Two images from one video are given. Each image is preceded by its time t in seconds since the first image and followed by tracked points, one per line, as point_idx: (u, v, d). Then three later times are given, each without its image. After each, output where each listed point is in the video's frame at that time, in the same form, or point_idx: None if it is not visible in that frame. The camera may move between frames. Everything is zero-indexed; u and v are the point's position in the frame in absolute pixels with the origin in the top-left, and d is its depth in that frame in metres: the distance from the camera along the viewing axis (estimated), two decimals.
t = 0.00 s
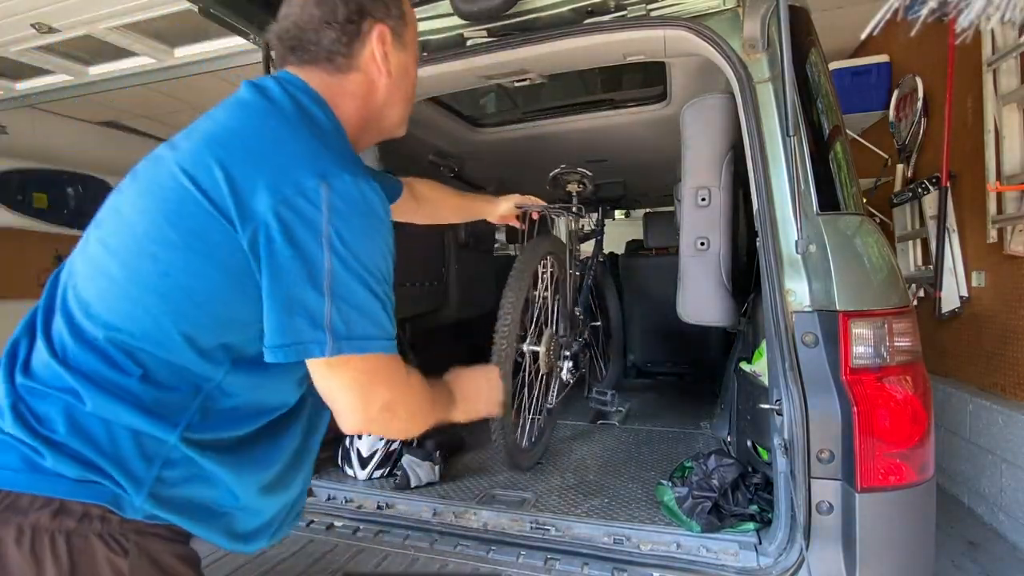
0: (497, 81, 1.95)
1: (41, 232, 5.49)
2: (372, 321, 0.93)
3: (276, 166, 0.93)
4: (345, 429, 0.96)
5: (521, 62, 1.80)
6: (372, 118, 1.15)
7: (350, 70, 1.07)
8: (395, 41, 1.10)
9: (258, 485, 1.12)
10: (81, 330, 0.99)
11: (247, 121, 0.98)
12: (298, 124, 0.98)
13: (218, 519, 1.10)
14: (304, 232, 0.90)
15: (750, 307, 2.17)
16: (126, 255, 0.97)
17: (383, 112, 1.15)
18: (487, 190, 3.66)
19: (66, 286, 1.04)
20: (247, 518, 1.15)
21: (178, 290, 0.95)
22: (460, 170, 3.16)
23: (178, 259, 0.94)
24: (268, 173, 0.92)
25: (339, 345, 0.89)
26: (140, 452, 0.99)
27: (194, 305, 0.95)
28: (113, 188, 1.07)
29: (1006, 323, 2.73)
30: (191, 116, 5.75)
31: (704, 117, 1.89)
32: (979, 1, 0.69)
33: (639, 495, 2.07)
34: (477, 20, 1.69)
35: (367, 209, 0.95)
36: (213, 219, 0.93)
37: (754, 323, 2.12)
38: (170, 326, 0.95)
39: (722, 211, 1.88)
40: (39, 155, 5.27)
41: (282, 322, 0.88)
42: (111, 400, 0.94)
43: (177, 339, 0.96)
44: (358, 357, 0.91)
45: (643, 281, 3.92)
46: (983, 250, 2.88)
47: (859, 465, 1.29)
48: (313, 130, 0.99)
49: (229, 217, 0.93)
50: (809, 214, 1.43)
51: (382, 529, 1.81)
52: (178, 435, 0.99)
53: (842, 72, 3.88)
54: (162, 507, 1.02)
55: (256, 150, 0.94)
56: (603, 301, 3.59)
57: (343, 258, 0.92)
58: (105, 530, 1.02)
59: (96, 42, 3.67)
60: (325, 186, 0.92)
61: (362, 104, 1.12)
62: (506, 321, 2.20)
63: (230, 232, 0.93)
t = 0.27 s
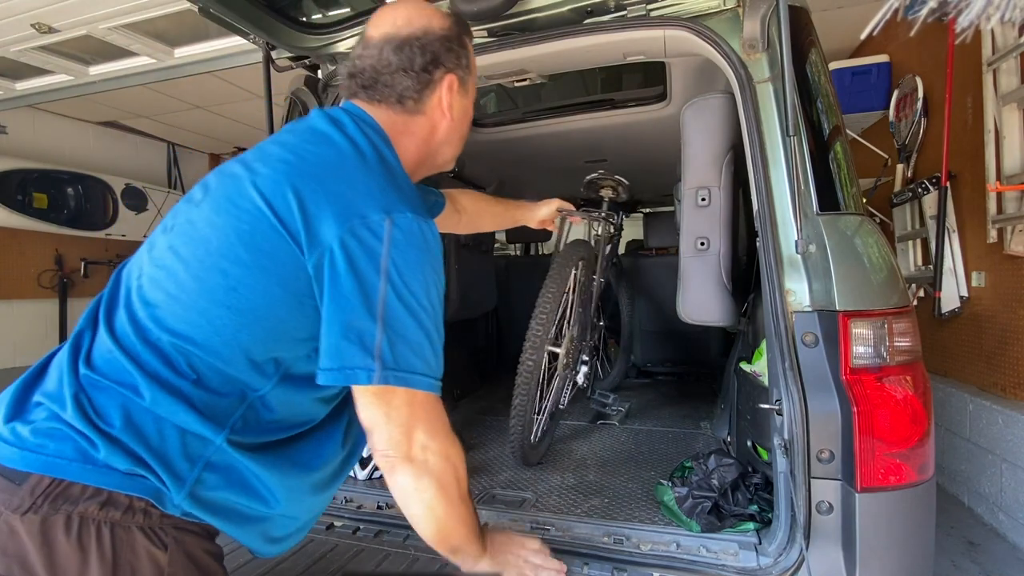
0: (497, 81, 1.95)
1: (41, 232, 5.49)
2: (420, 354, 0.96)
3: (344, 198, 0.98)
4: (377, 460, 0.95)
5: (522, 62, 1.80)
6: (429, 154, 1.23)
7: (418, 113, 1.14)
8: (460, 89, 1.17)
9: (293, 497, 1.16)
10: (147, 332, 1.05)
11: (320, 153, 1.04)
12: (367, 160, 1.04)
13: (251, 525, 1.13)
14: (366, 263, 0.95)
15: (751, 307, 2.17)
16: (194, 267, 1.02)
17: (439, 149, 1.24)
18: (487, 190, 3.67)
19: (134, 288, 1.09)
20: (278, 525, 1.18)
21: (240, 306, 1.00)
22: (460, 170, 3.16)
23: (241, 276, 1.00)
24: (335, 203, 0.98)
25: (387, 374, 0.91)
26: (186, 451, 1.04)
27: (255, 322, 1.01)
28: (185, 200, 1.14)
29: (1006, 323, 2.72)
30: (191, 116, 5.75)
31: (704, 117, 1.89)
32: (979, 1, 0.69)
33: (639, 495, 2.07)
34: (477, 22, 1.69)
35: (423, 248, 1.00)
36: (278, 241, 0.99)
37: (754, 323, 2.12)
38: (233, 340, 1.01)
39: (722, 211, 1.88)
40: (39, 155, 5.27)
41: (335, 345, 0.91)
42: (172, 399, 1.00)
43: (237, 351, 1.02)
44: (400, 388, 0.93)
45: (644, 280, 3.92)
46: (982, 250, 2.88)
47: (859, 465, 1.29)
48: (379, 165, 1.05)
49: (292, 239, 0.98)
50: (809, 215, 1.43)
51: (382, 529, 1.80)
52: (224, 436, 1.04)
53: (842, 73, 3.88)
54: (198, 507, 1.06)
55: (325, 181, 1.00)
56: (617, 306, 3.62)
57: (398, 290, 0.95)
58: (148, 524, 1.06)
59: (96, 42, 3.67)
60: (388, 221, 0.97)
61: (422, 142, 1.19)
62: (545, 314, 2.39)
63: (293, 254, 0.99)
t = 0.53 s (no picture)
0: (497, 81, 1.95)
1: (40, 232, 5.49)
2: (441, 379, 0.95)
3: (377, 217, 0.98)
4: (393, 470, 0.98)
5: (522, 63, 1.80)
6: (468, 177, 1.25)
7: (458, 137, 1.16)
8: (503, 116, 1.19)
9: (302, 511, 1.16)
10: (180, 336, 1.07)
11: (359, 169, 1.05)
12: (403, 179, 1.04)
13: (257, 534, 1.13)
14: (394, 283, 0.94)
15: (751, 307, 2.17)
16: (229, 276, 1.04)
17: (478, 173, 1.26)
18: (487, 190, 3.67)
19: (174, 291, 1.12)
20: (284, 534, 1.18)
21: (267, 317, 1.01)
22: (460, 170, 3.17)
23: (270, 286, 1.01)
24: (368, 221, 0.98)
25: (410, 395, 0.91)
26: (198, 457, 1.04)
27: (281, 335, 1.01)
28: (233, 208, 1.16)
29: (1006, 323, 2.72)
30: (191, 116, 5.75)
31: (704, 117, 1.89)
32: (979, 0, 0.69)
33: (639, 495, 2.07)
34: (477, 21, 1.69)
35: (453, 273, 0.99)
36: (309, 254, 0.99)
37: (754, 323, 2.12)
38: (258, 351, 1.02)
39: (722, 211, 1.88)
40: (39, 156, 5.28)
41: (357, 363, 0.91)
42: (193, 403, 1.01)
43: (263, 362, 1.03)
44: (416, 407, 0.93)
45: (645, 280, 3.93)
46: (982, 250, 2.88)
47: (859, 465, 1.29)
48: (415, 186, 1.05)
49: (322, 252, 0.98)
50: (809, 215, 1.43)
51: (383, 529, 1.80)
52: (236, 445, 1.03)
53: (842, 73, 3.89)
54: (203, 514, 1.05)
55: (360, 198, 1.00)
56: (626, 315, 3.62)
57: (424, 313, 0.95)
58: (154, 526, 1.07)
59: (96, 42, 3.67)
60: (419, 243, 0.96)
61: (462, 166, 1.21)
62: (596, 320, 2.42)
63: (322, 268, 0.99)
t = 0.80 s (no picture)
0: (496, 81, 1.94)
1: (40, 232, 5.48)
2: (449, 390, 0.95)
3: (390, 226, 0.97)
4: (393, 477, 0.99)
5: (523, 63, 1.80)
6: (486, 189, 1.25)
7: (477, 144, 1.16)
8: (525, 126, 1.20)
9: (309, 522, 1.15)
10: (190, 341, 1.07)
11: (373, 176, 1.05)
12: (417, 186, 1.03)
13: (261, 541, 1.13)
14: (407, 293, 0.94)
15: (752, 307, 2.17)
16: (239, 283, 1.04)
17: (496, 185, 1.25)
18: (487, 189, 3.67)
19: (186, 295, 1.13)
20: (289, 542, 1.18)
21: (276, 326, 1.01)
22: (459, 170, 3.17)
23: (278, 295, 1.01)
24: (379, 229, 0.97)
25: (422, 408, 0.91)
26: (201, 464, 1.04)
27: (290, 344, 1.01)
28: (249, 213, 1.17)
29: (1005, 323, 2.72)
30: (191, 116, 5.75)
31: (706, 117, 1.89)
32: (979, 1, 0.69)
33: (639, 495, 2.07)
34: (477, 21, 1.69)
35: (467, 281, 0.98)
36: (319, 263, 0.99)
37: (755, 323, 2.12)
38: (267, 360, 1.02)
39: (724, 210, 1.88)
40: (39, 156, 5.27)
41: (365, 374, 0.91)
42: (197, 412, 1.02)
43: (271, 369, 1.03)
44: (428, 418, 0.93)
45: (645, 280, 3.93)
46: (982, 250, 2.88)
47: (859, 466, 1.29)
48: (429, 192, 1.04)
49: (332, 261, 0.98)
50: (810, 216, 1.43)
51: (383, 529, 1.80)
52: (238, 455, 1.03)
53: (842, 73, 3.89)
54: (202, 520, 1.06)
55: (372, 206, 1.00)
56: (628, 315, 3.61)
57: (433, 324, 0.94)
58: (150, 529, 1.08)
59: (96, 42, 3.67)
60: (432, 253, 0.95)
61: (479, 175, 1.21)
62: (602, 327, 2.45)
63: (332, 277, 0.99)
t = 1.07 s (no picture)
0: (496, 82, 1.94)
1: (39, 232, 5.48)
2: (452, 387, 0.96)
3: (392, 223, 0.97)
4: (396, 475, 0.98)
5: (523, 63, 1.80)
6: (483, 190, 1.25)
7: (478, 144, 1.16)
8: (525, 130, 1.20)
9: (313, 524, 1.15)
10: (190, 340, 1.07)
11: (374, 174, 1.05)
12: (418, 183, 1.03)
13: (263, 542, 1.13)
14: (409, 291, 0.94)
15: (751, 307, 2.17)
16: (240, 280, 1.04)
17: (493, 186, 1.25)
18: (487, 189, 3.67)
19: (185, 294, 1.12)
20: (291, 544, 1.17)
21: (278, 323, 1.01)
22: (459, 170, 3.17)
23: (280, 292, 1.01)
24: (381, 226, 0.97)
25: (423, 403, 0.91)
26: (204, 463, 1.04)
27: (293, 341, 1.02)
28: (248, 210, 1.17)
29: (1006, 323, 2.72)
30: (190, 116, 5.75)
31: (706, 117, 1.89)
32: (979, 1, 0.69)
33: (639, 495, 2.07)
34: (477, 21, 1.69)
35: (469, 279, 0.98)
36: (321, 260, 0.99)
37: (754, 324, 2.11)
38: (269, 358, 1.02)
39: (724, 211, 1.88)
40: (39, 156, 5.28)
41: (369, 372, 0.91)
42: (200, 412, 1.01)
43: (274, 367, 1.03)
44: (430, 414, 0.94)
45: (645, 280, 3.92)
46: (982, 250, 2.88)
47: (859, 466, 1.29)
48: (430, 190, 1.04)
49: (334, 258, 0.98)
50: (810, 216, 1.43)
51: (383, 529, 1.80)
52: (241, 454, 1.03)
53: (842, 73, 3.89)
54: (208, 521, 1.05)
55: (374, 203, 1.00)
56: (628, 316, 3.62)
57: (436, 321, 0.95)
58: (157, 531, 1.07)
59: (96, 42, 3.67)
60: (435, 250, 0.95)
61: (478, 175, 1.21)
62: (603, 331, 2.45)
63: (334, 274, 0.99)
